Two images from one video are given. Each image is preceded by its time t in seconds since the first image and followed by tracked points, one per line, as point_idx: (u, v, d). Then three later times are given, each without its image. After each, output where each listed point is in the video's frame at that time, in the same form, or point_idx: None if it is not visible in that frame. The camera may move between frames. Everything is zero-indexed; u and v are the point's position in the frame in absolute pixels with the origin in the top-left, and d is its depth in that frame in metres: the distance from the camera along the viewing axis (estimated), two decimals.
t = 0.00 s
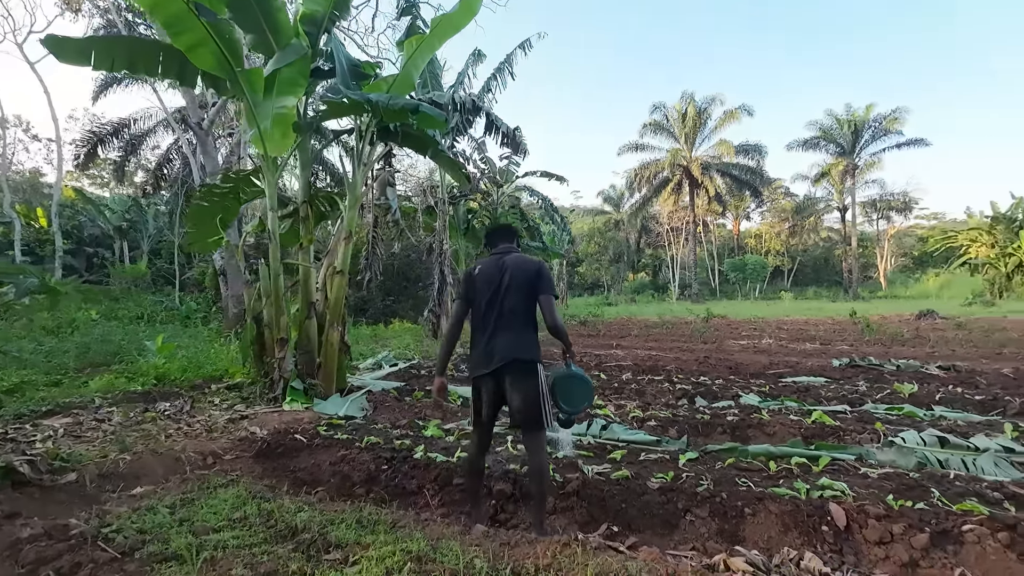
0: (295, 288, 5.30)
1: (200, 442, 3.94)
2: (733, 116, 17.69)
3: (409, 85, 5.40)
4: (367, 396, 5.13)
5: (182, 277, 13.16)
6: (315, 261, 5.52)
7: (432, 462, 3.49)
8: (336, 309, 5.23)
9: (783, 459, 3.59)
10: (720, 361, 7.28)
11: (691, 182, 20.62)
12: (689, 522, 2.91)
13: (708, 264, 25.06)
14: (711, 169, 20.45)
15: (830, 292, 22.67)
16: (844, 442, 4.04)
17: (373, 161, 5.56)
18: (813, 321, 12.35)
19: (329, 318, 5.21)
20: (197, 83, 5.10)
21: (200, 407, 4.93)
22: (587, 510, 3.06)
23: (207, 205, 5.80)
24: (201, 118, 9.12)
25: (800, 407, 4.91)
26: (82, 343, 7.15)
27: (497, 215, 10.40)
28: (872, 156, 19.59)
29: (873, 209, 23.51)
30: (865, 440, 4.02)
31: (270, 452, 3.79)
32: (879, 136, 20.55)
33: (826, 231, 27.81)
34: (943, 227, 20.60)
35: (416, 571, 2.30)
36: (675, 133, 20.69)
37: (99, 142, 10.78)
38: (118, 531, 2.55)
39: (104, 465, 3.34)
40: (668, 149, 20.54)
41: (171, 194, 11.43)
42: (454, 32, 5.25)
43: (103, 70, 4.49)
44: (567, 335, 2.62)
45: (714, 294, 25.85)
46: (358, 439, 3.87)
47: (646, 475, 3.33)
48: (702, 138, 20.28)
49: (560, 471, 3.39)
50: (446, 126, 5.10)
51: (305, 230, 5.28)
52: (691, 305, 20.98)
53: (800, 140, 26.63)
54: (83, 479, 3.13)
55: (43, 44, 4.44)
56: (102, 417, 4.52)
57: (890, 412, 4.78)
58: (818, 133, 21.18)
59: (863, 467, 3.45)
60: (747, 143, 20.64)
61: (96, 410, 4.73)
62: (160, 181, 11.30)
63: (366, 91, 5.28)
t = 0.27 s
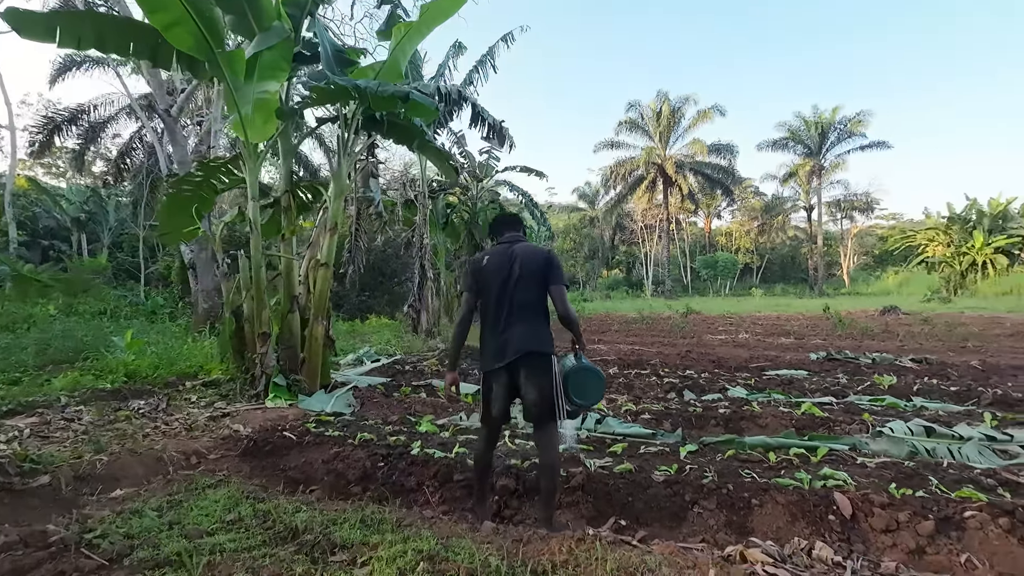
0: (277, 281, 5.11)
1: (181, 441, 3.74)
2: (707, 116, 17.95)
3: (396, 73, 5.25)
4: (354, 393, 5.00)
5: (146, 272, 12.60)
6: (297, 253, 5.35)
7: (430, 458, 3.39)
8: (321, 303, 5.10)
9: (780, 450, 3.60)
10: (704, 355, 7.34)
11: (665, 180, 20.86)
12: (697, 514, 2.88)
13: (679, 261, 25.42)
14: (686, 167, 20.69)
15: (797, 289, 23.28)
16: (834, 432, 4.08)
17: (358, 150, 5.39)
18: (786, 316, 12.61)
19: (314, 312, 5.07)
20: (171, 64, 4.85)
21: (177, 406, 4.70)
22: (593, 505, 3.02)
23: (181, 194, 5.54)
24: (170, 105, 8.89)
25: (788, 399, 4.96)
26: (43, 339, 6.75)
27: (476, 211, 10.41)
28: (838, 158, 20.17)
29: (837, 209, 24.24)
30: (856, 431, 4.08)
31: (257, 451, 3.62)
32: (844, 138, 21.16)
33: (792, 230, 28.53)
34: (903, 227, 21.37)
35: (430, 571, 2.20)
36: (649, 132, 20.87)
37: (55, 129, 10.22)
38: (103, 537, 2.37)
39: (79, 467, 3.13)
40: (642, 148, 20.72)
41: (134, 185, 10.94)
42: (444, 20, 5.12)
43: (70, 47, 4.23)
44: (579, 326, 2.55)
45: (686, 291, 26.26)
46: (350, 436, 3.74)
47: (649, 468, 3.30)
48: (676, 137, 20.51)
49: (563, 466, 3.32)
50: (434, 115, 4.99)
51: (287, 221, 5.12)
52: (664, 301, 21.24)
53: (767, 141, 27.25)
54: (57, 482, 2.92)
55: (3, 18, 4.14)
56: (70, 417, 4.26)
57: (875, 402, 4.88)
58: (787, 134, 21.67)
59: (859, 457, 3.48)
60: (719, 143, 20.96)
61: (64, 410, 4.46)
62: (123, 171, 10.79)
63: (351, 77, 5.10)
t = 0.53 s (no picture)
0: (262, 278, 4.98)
1: (167, 446, 3.60)
2: (684, 116, 18.17)
3: (386, 67, 5.15)
4: (342, 393, 4.92)
5: (114, 269, 12.15)
6: (283, 249, 5.23)
7: (430, 460, 3.33)
8: (309, 301, 5.00)
9: (775, 447, 3.66)
10: (688, 352, 7.42)
11: (642, 179, 21.06)
12: (702, 513, 2.90)
13: (655, 259, 25.73)
14: (663, 166, 20.91)
15: (768, 287, 23.81)
16: (824, 429, 4.17)
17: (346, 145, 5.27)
18: (762, 313, 12.88)
19: (301, 311, 4.98)
20: (149, 51, 4.66)
21: (158, 409, 4.52)
22: (598, 505, 3.00)
23: (160, 188, 5.34)
24: (142, 96, 8.73)
25: (775, 396, 5.05)
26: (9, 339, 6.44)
27: (458, 208, 10.53)
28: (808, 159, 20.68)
29: (806, 209, 24.85)
30: (844, 427, 4.18)
31: (249, 455, 3.51)
32: (815, 140, 21.69)
33: (763, 229, 29.15)
34: (869, 227, 22.05)
35: None
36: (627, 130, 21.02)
37: (15, 118, 9.75)
38: (97, 549, 2.25)
39: (61, 474, 2.98)
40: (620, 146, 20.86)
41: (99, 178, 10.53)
42: (436, 13, 5.03)
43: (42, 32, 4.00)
44: (591, 326, 2.53)
45: (661, 288, 26.60)
46: (344, 439, 3.65)
47: (650, 466, 3.31)
48: (653, 137, 20.71)
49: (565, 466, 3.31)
50: (426, 111, 4.91)
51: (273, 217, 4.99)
52: (641, 299, 21.49)
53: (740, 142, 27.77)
54: (39, 490, 2.77)
55: None
56: (44, 421, 4.06)
57: (858, 399, 5.01)
58: (760, 134, 22.10)
59: (852, 454, 3.56)
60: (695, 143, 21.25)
61: (37, 414, 4.25)
62: (88, 163, 10.37)
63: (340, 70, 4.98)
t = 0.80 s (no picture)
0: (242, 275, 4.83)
1: (148, 447, 3.45)
2: (657, 115, 18.41)
3: (371, 59, 5.04)
4: (327, 391, 4.82)
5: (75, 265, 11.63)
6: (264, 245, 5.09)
7: (427, 459, 3.28)
8: (292, 298, 4.88)
9: (765, 440, 3.72)
10: (668, 349, 7.51)
11: (616, 177, 21.24)
12: (701, 506, 2.93)
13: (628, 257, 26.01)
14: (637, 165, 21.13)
15: (737, 284, 24.32)
16: (809, 421, 4.27)
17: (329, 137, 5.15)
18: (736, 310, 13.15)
19: (284, 308, 4.86)
20: (122, 36, 4.46)
21: (133, 410, 4.32)
22: (599, 500, 3.01)
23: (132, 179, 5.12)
24: (106, 83, 8.44)
25: (759, 390, 5.15)
26: None
27: (436, 203, 10.58)
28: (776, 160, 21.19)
29: (774, 209, 25.48)
30: (828, 419, 4.28)
31: (237, 456, 3.39)
32: (783, 142, 22.25)
33: (732, 228, 29.76)
34: (833, 226, 22.75)
35: None
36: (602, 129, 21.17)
37: None
38: (86, 558, 2.13)
39: (35, 479, 2.80)
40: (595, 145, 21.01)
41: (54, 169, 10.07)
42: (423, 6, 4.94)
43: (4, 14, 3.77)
44: (601, 323, 2.55)
45: (634, 286, 26.92)
46: (336, 438, 3.55)
47: (647, 461, 3.33)
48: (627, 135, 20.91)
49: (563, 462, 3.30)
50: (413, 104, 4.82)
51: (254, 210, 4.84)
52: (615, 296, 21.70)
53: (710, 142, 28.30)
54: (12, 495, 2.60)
55: None
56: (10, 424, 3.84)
57: (838, 392, 5.15)
58: (730, 135, 22.55)
59: (840, 445, 3.64)
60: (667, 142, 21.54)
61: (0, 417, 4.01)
62: (43, 153, 9.91)
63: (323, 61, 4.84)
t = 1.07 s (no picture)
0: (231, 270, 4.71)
1: (140, 446, 3.34)
2: (636, 114, 18.60)
3: (364, 51, 4.97)
4: (320, 388, 4.74)
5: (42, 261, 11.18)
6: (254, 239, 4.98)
7: (432, 454, 3.25)
8: (284, 293, 4.78)
9: (762, 432, 3.79)
10: (655, 344, 7.59)
11: (596, 175, 21.37)
12: (709, 496, 2.97)
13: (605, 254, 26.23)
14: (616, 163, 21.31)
15: (712, 282, 24.72)
16: (801, 413, 4.36)
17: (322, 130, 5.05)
18: (716, 307, 13.36)
19: (275, 303, 4.75)
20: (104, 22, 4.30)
21: (118, 409, 4.18)
22: (607, 492, 3.02)
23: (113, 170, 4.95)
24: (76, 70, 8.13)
25: (748, 384, 5.25)
26: None
27: (419, 199, 10.53)
28: (751, 160, 21.60)
29: (748, 209, 25.97)
30: (818, 411, 4.38)
31: (235, 454, 3.31)
32: (757, 143, 22.70)
33: (708, 228, 30.23)
34: (805, 226, 23.31)
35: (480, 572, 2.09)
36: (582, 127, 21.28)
37: None
38: (94, 560, 2.05)
39: (27, 480, 2.67)
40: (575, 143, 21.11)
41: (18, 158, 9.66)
42: None
43: None
44: (620, 317, 2.63)
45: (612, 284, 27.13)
46: (337, 434, 3.49)
47: (652, 453, 3.36)
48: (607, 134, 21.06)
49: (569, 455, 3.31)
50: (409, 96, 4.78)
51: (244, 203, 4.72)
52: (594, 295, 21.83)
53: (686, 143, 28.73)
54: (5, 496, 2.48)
55: None
56: None
57: (824, 384, 5.28)
58: (707, 135, 22.90)
59: (834, 436, 3.73)
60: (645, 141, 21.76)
61: None
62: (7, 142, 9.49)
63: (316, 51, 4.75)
